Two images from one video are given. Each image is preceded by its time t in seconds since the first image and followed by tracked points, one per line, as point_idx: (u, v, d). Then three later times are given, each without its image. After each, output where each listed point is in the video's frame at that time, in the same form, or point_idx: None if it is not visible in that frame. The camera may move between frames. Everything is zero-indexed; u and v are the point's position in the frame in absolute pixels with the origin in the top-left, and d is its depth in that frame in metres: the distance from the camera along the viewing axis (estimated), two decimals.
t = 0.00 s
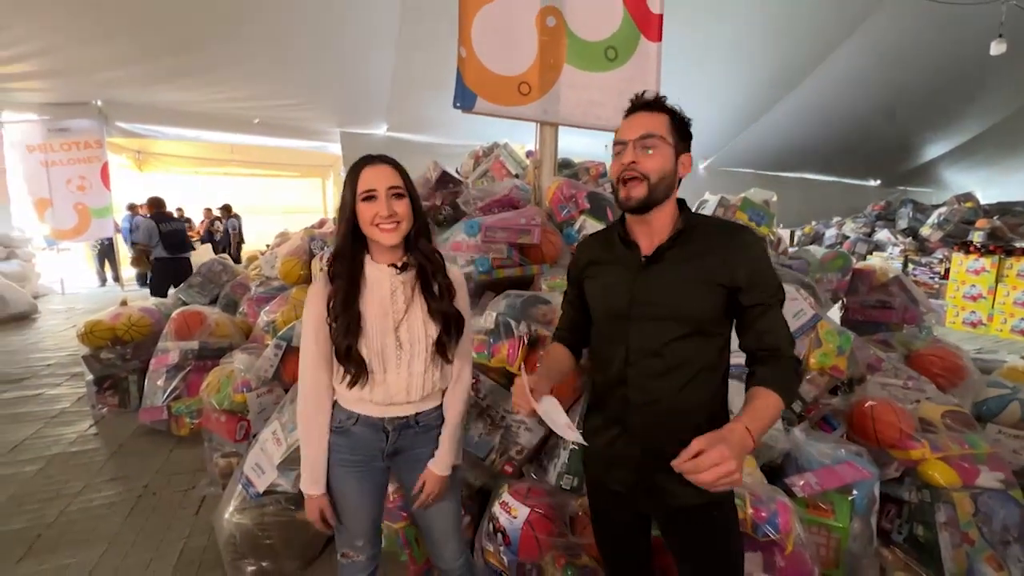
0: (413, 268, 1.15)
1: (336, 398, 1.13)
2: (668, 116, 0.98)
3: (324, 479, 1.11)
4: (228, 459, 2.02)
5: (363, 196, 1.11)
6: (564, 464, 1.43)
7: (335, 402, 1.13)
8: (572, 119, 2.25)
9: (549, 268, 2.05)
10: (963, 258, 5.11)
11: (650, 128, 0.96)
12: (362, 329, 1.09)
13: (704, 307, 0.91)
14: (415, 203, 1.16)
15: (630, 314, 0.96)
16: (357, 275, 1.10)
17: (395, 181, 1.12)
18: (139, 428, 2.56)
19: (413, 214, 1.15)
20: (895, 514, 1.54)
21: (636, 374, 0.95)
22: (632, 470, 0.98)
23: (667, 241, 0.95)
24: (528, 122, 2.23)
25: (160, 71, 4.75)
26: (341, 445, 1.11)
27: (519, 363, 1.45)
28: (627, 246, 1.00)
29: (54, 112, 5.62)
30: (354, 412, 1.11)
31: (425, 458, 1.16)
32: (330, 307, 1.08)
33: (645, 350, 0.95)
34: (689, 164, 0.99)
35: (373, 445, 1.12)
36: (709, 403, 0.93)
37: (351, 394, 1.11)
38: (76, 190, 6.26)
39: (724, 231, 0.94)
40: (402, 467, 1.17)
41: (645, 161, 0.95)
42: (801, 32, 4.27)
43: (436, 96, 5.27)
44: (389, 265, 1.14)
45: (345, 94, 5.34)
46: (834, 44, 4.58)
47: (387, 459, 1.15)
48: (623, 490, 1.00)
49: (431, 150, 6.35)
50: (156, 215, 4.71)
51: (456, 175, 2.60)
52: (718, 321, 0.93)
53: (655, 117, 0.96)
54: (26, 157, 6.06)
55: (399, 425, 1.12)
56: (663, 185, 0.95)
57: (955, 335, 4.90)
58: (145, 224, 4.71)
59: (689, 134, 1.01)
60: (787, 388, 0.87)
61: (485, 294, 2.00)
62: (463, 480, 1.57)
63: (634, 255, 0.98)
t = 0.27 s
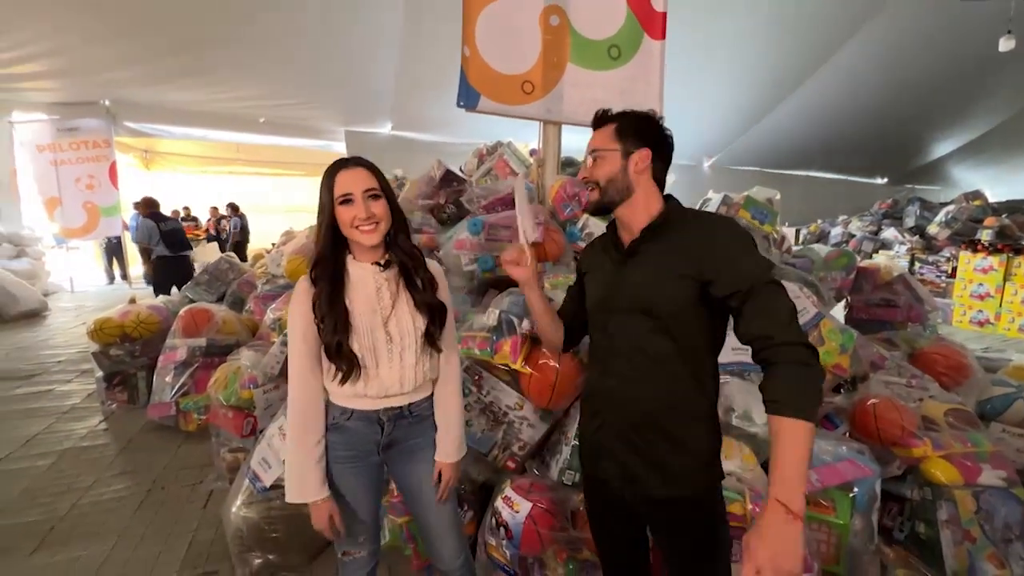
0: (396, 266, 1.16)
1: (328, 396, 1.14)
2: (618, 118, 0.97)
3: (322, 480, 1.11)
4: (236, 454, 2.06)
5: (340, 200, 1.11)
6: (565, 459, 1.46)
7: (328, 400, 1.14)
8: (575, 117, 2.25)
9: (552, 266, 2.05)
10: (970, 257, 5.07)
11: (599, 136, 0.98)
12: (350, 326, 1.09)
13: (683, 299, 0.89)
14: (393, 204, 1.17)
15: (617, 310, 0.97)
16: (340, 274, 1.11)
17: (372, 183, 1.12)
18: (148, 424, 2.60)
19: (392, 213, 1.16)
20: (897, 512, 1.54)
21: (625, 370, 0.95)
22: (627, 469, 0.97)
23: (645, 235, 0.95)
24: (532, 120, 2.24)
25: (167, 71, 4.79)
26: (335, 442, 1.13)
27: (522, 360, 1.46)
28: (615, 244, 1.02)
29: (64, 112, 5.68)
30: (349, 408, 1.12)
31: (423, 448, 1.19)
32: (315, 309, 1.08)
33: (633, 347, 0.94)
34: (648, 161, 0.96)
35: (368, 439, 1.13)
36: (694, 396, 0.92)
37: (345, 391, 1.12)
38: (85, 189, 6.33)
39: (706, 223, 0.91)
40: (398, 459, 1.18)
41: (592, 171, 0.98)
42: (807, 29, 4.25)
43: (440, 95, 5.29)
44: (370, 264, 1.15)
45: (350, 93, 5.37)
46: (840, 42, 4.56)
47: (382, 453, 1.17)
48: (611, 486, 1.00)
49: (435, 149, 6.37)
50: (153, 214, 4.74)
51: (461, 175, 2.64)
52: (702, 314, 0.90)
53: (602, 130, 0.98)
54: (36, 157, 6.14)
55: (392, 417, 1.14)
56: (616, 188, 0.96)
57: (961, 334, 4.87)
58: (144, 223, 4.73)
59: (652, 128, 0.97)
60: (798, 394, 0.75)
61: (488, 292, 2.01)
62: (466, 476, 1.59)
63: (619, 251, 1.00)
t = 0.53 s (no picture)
0: (394, 261, 1.18)
1: (331, 389, 1.17)
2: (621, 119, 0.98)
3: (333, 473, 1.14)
4: (244, 448, 2.09)
5: (341, 198, 1.13)
6: (566, 455, 1.48)
7: (331, 393, 1.17)
8: (580, 116, 2.26)
9: (556, 265, 2.06)
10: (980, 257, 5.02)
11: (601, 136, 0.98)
12: (350, 319, 1.12)
13: (675, 297, 0.90)
14: (392, 201, 1.19)
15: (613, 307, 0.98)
16: (341, 270, 1.14)
17: (371, 181, 1.14)
18: (157, 417, 2.64)
19: (391, 210, 1.18)
20: (897, 511, 1.55)
21: (621, 364, 0.97)
22: (625, 463, 0.98)
23: (640, 234, 0.96)
24: (537, 119, 2.25)
25: (176, 69, 4.83)
26: (338, 433, 1.15)
27: (525, 357, 1.48)
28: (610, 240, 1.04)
29: (75, 109, 5.75)
30: (351, 400, 1.14)
31: (424, 440, 1.21)
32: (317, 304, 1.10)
33: (628, 344, 0.96)
34: (649, 160, 0.96)
35: (369, 431, 1.16)
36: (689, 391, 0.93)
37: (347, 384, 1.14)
38: (95, 186, 6.39)
39: (698, 223, 0.92)
40: (399, 451, 1.21)
41: (595, 169, 0.98)
42: (815, 28, 4.22)
43: (446, 93, 5.30)
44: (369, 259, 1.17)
45: (356, 91, 5.39)
46: (848, 40, 4.52)
47: (384, 445, 1.19)
48: (606, 481, 1.02)
49: (441, 147, 6.39)
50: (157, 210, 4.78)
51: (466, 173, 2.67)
52: (691, 313, 0.91)
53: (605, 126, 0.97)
54: (48, 154, 6.22)
55: (394, 408, 1.16)
56: (616, 188, 0.96)
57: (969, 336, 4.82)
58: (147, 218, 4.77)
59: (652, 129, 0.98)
60: (777, 395, 0.79)
61: (491, 289, 2.03)
62: (469, 471, 1.62)
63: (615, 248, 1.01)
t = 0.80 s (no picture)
0: (402, 260, 1.20)
1: (337, 385, 1.17)
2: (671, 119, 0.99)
3: (339, 466, 1.15)
4: (249, 444, 2.12)
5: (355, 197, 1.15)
6: (567, 453, 1.49)
7: (337, 388, 1.17)
8: (582, 116, 2.27)
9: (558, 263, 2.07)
10: (986, 257, 4.99)
11: (659, 129, 0.96)
12: (360, 316, 1.13)
13: (682, 299, 0.94)
14: (402, 202, 1.21)
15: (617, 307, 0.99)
16: (352, 267, 1.15)
17: (385, 182, 1.17)
18: (164, 414, 2.68)
19: (401, 210, 1.21)
20: (898, 509, 1.55)
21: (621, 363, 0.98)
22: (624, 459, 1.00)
23: (651, 241, 0.97)
24: (540, 118, 2.26)
25: (182, 69, 4.86)
26: (347, 427, 1.16)
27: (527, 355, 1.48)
28: (612, 240, 1.03)
29: (83, 109, 5.80)
30: (359, 395, 1.16)
31: (431, 432, 1.23)
32: (330, 300, 1.11)
33: (631, 343, 0.98)
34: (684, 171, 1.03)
35: (377, 425, 1.17)
36: (687, 389, 0.97)
37: (357, 379, 1.16)
38: (102, 185, 6.44)
39: (701, 232, 0.96)
40: (405, 445, 1.23)
41: (656, 161, 0.95)
42: (819, 26, 4.20)
43: (450, 93, 5.31)
44: (381, 257, 1.19)
45: (361, 91, 5.42)
46: (853, 38, 4.50)
47: (391, 438, 1.21)
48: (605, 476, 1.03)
49: (444, 146, 6.40)
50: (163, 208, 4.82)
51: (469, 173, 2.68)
52: (692, 317, 0.95)
53: (664, 121, 0.97)
54: (56, 153, 6.28)
55: (401, 403, 1.19)
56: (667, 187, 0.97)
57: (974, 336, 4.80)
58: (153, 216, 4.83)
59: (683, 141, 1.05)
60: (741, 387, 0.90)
61: (494, 288, 2.05)
62: (471, 467, 1.64)
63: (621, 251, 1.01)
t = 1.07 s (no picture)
0: (404, 261, 1.22)
1: (346, 386, 1.17)
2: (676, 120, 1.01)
3: (350, 465, 1.15)
4: (253, 443, 2.12)
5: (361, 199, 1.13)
6: (569, 452, 1.49)
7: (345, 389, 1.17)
8: (583, 116, 2.28)
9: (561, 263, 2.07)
10: (989, 256, 4.97)
11: (665, 129, 0.98)
12: (368, 318, 1.13)
13: (690, 300, 0.95)
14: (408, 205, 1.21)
15: (625, 311, 0.99)
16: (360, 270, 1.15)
17: (390, 184, 1.15)
18: (169, 413, 2.70)
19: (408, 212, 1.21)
20: (900, 508, 1.55)
21: (630, 366, 0.98)
22: (626, 456, 1.01)
23: (656, 245, 0.98)
24: (542, 119, 2.27)
25: (185, 71, 4.89)
26: (356, 426, 1.17)
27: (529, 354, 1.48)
28: (615, 243, 1.02)
29: (88, 111, 5.84)
30: (369, 395, 1.16)
31: (438, 426, 1.25)
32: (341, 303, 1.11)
33: (639, 346, 0.98)
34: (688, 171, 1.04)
35: (385, 422, 1.18)
36: (692, 386, 0.99)
37: (366, 380, 1.16)
38: (107, 186, 6.47)
39: (703, 233, 0.99)
40: (413, 441, 1.24)
41: (662, 161, 0.96)
42: (821, 26, 4.20)
43: (452, 94, 5.33)
44: (384, 259, 1.20)
45: (363, 92, 5.44)
46: (856, 36, 4.49)
47: (398, 435, 1.22)
48: (608, 474, 1.04)
49: (446, 146, 6.42)
50: (167, 210, 4.86)
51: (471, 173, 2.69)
52: (699, 318, 0.97)
53: (668, 120, 0.98)
54: (61, 155, 6.33)
55: (410, 399, 1.20)
56: (670, 186, 0.98)
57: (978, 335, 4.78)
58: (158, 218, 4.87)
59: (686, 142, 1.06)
60: (757, 381, 0.93)
61: (497, 289, 2.06)
62: (475, 466, 1.65)
63: (627, 256, 1.00)
